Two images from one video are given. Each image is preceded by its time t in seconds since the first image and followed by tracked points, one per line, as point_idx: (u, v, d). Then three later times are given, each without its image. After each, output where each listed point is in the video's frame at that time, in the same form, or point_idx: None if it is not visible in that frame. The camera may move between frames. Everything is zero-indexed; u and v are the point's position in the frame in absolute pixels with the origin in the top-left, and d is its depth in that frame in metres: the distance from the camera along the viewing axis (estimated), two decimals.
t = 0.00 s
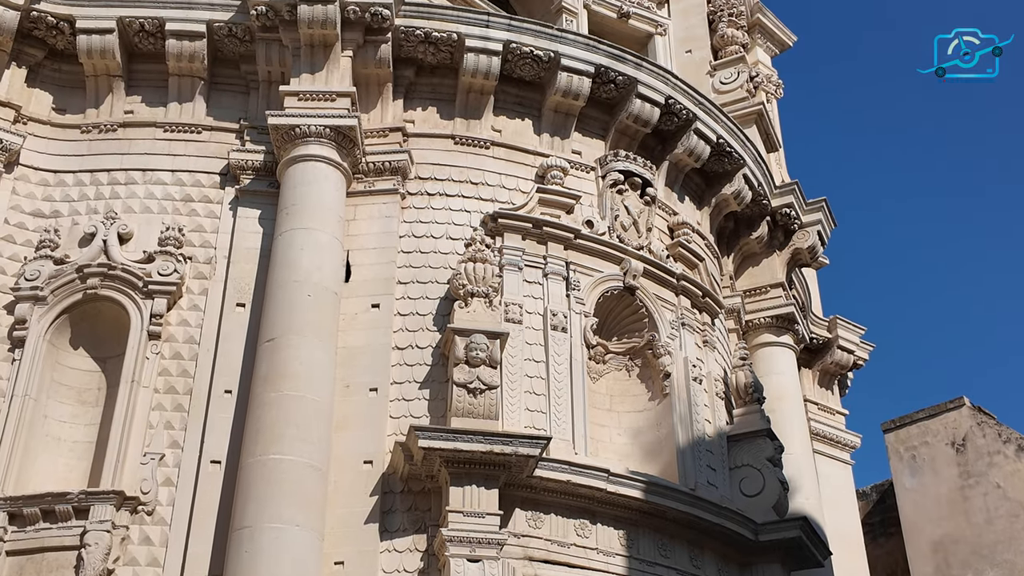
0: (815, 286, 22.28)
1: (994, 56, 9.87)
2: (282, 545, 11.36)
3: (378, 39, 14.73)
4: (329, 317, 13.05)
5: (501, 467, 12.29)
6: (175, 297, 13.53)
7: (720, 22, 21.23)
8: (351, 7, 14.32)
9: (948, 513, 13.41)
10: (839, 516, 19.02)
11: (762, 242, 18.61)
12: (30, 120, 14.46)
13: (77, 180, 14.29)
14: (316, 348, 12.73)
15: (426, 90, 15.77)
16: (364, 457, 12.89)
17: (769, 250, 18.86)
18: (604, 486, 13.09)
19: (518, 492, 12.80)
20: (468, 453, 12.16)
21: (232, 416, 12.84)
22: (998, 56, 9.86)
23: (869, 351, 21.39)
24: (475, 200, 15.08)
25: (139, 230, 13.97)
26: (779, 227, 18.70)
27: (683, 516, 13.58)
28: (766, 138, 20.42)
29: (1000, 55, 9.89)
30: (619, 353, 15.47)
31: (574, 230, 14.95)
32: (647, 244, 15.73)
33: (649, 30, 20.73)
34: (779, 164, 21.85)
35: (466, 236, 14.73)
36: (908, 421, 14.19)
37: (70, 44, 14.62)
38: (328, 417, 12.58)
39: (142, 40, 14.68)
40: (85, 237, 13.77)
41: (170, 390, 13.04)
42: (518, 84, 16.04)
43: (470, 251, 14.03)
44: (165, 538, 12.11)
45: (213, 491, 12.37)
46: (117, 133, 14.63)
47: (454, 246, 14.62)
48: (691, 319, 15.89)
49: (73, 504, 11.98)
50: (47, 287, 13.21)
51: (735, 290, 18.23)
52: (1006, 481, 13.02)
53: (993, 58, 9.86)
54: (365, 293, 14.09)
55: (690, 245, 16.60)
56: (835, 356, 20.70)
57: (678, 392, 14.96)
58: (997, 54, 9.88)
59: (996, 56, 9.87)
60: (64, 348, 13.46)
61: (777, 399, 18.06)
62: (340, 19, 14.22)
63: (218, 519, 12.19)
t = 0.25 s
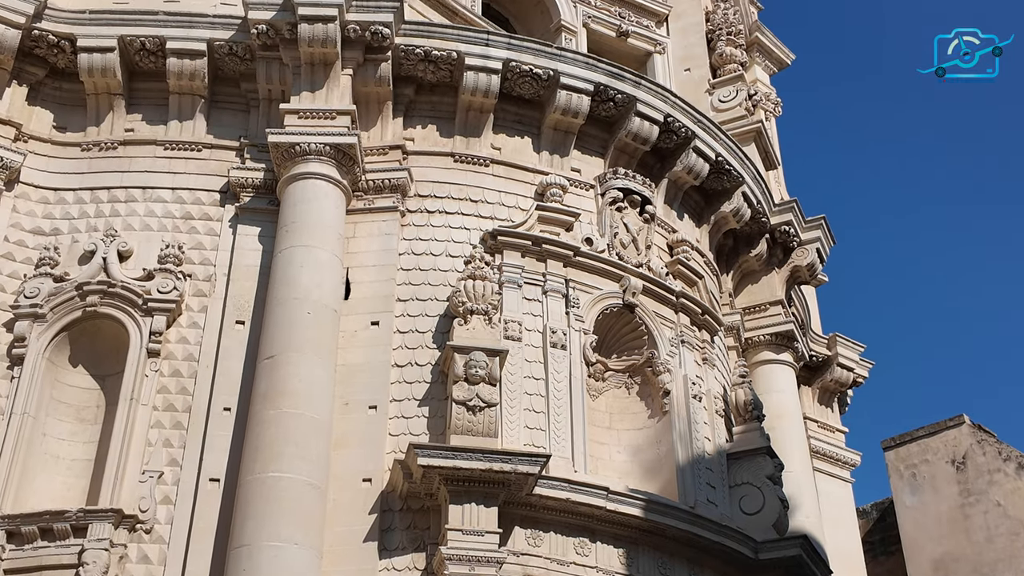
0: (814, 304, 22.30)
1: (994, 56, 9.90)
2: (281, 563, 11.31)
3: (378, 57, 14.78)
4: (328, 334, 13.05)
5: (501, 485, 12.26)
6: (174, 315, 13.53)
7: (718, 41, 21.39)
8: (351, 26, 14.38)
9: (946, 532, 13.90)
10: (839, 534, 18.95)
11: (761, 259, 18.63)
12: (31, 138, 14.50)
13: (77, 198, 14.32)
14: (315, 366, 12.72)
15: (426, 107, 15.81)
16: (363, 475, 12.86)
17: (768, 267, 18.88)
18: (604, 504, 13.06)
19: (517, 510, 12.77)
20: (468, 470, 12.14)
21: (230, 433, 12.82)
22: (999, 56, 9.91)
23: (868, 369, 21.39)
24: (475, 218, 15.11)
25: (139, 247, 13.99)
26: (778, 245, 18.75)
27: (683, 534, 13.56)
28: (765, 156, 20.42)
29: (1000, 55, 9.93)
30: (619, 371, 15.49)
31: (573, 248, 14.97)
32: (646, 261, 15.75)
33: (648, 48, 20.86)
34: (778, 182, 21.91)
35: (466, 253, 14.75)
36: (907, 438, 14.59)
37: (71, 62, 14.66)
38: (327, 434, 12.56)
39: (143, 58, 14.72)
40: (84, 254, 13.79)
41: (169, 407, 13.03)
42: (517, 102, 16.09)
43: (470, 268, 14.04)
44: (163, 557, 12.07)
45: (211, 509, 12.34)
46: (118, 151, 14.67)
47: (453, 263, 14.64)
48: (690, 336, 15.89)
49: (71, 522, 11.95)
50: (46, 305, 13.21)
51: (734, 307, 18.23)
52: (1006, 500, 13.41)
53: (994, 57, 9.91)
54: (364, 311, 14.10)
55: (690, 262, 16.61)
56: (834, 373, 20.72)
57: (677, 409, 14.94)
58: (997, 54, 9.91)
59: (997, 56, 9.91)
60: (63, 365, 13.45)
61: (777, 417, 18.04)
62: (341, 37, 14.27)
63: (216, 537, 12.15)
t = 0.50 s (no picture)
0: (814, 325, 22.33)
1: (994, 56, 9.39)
2: None
3: (378, 79, 14.85)
4: (327, 355, 13.05)
5: (500, 506, 12.22)
6: (173, 335, 13.53)
7: (716, 62, 21.48)
8: (351, 48, 14.45)
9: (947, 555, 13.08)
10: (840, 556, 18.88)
11: (761, 280, 18.65)
12: (31, 159, 14.53)
13: (77, 219, 14.34)
14: (314, 386, 12.71)
15: (426, 129, 15.86)
16: (362, 496, 12.83)
17: (767, 288, 18.88)
18: (604, 525, 13.03)
19: (517, 531, 12.71)
20: (467, 491, 12.11)
21: (229, 454, 12.80)
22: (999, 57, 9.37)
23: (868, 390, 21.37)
24: (474, 238, 15.13)
25: (139, 268, 14.01)
26: (777, 265, 18.76)
27: (683, 555, 13.54)
28: (764, 177, 20.48)
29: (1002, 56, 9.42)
30: (618, 392, 15.45)
31: (572, 268, 15.00)
32: (645, 282, 15.76)
33: (647, 70, 21.02)
34: (777, 202, 21.96)
35: (465, 274, 14.77)
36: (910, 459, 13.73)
37: (72, 84, 14.73)
38: (326, 455, 12.53)
39: (144, 80, 14.80)
40: (84, 275, 13.81)
41: (167, 428, 13.00)
42: (516, 123, 16.15)
43: (469, 288, 14.06)
44: None
45: (210, 531, 12.30)
46: (118, 172, 14.71)
47: (452, 283, 14.65)
48: (689, 356, 15.89)
49: (68, 544, 11.91)
50: (46, 326, 13.21)
51: (733, 328, 18.23)
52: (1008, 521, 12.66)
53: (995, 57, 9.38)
54: (364, 331, 14.10)
55: (689, 283, 16.63)
56: (835, 394, 20.69)
57: (676, 430, 14.92)
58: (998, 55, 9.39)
59: (997, 56, 9.39)
60: (61, 386, 13.44)
61: (777, 438, 18.00)
62: (341, 59, 14.35)
63: (214, 559, 12.11)
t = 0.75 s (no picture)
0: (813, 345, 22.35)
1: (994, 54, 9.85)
2: None
3: (378, 99, 14.89)
4: (326, 374, 13.03)
5: (499, 526, 12.17)
6: (173, 355, 13.52)
7: (715, 83, 21.52)
8: (351, 68, 14.49)
9: None
10: None
11: (760, 299, 18.67)
12: (31, 179, 14.55)
13: (77, 239, 14.36)
14: (313, 406, 12.68)
15: (425, 149, 15.90)
16: (361, 517, 12.79)
17: (767, 307, 18.87)
18: (604, 546, 13.00)
19: (516, 552, 12.64)
20: (466, 511, 12.07)
21: (229, 474, 12.77)
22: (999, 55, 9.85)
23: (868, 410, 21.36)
24: (474, 258, 15.16)
25: (139, 288, 14.01)
26: (777, 285, 18.78)
27: None
28: (763, 197, 20.54)
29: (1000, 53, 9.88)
30: (618, 412, 15.45)
31: (572, 287, 15.02)
32: (645, 301, 15.77)
33: (646, 90, 21.13)
34: (776, 222, 22.00)
35: (465, 293, 14.78)
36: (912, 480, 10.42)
37: (74, 104, 14.78)
38: (325, 475, 12.49)
39: (145, 100, 14.83)
40: (84, 295, 13.82)
41: (166, 448, 12.98)
42: (516, 143, 16.20)
43: (469, 308, 14.07)
44: None
45: (208, 551, 12.25)
46: (119, 192, 14.74)
47: (452, 303, 14.67)
48: (689, 376, 15.89)
49: (67, 565, 11.86)
50: (45, 345, 13.21)
51: (733, 347, 18.23)
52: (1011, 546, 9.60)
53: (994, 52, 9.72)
54: (364, 351, 14.09)
55: (689, 302, 16.65)
56: (835, 415, 20.68)
57: (676, 450, 14.88)
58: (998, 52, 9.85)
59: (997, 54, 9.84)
60: (60, 406, 13.42)
61: (777, 458, 17.99)
62: (341, 79, 14.39)
63: None
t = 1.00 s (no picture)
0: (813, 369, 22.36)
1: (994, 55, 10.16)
2: None
3: (378, 123, 14.94)
4: (325, 398, 13.01)
5: (499, 551, 12.12)
6: (172, 379, 13.51)
7: (714, 107, 21.67)
8: (352, 93, 14.54)
9: None
10: None
11: (760, 323, 18.67)
12: (32, 204, 14.58)
13: (77, 263, 14.38)
14: (313, 430, 12.65)
15: (425, 173, 15.96)
16: (360, 542, 12.73)
17: (766, 331, 18.86)
18: (604, 571, 13.00)
19: None
20: (465, 536, 12.02)
21: (227, 499, 12.73)
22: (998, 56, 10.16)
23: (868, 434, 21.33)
24: (474, 282, 15.18)
25: (139, 312, 14.02)
26: (777, 308, 18.79)
27: None
28: (762, 220, 20.59)
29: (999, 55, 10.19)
30: (618, 436, 15.40)
31: (571, 311, 15.03)
32: (644, 325, 15.77)
33: (645, 115, 21.21)
34: (775, 246, 22.05)
35: (464, 317, 14.79)
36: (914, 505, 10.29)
37: (75, 129, 14.83)
38: (324, 500, 12.45)
39: (146, 125, 14.89)
40: (83, 318, 13.83)
41: (165, 473, 12.94)
42: (516, 167, 16.25)
43: (469, 332, 14.08)
44: None
45: None
46: (119, 216, 14.77)
47: (452, 326, 14.68)
48: (688, 400, 15.88)
49: None
50: (44, 370, 13.20)
51: (732, 371, 18.22)
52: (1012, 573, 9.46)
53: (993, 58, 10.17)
54: (363, 375, 14.07)
55: (688, 326, 16.66)
56: (835, 439, 20.65)
57: (676, 474, 14.84)
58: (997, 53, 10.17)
59: (996, 55, 10.17)
60: (59, 431, 13.40)
61: (777, 483, 17.96)
62: (341, 104, 14.45)
63: None
